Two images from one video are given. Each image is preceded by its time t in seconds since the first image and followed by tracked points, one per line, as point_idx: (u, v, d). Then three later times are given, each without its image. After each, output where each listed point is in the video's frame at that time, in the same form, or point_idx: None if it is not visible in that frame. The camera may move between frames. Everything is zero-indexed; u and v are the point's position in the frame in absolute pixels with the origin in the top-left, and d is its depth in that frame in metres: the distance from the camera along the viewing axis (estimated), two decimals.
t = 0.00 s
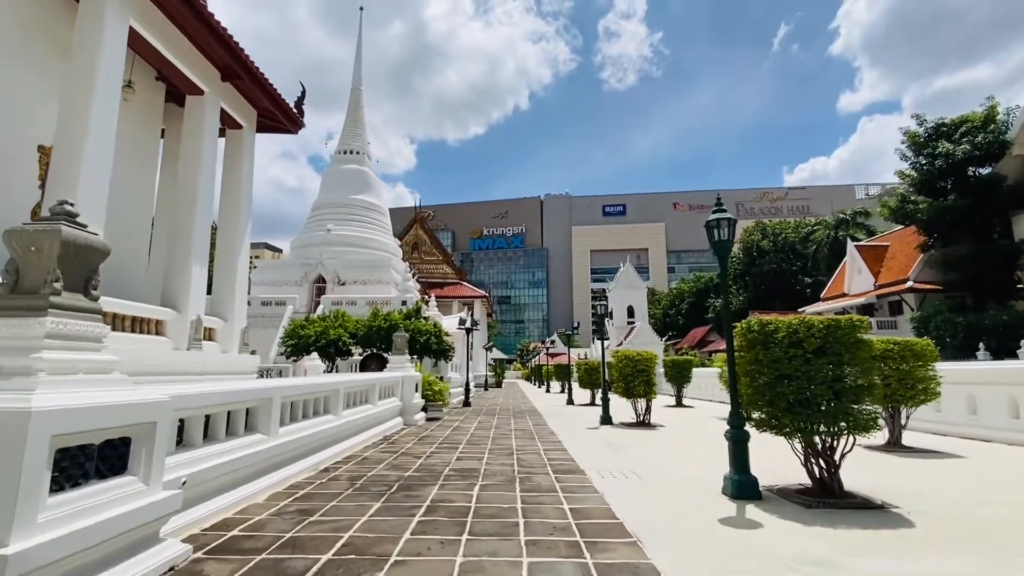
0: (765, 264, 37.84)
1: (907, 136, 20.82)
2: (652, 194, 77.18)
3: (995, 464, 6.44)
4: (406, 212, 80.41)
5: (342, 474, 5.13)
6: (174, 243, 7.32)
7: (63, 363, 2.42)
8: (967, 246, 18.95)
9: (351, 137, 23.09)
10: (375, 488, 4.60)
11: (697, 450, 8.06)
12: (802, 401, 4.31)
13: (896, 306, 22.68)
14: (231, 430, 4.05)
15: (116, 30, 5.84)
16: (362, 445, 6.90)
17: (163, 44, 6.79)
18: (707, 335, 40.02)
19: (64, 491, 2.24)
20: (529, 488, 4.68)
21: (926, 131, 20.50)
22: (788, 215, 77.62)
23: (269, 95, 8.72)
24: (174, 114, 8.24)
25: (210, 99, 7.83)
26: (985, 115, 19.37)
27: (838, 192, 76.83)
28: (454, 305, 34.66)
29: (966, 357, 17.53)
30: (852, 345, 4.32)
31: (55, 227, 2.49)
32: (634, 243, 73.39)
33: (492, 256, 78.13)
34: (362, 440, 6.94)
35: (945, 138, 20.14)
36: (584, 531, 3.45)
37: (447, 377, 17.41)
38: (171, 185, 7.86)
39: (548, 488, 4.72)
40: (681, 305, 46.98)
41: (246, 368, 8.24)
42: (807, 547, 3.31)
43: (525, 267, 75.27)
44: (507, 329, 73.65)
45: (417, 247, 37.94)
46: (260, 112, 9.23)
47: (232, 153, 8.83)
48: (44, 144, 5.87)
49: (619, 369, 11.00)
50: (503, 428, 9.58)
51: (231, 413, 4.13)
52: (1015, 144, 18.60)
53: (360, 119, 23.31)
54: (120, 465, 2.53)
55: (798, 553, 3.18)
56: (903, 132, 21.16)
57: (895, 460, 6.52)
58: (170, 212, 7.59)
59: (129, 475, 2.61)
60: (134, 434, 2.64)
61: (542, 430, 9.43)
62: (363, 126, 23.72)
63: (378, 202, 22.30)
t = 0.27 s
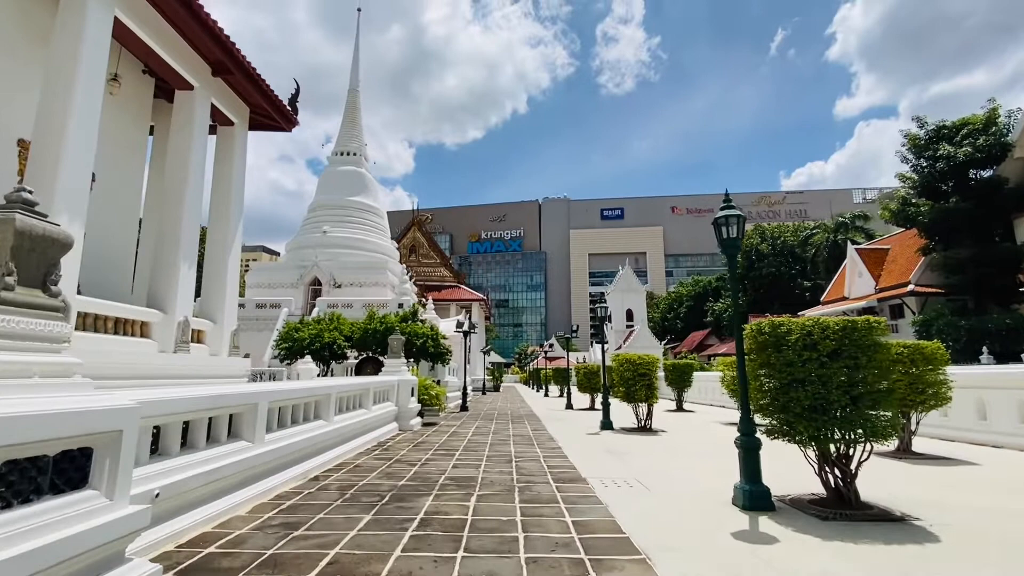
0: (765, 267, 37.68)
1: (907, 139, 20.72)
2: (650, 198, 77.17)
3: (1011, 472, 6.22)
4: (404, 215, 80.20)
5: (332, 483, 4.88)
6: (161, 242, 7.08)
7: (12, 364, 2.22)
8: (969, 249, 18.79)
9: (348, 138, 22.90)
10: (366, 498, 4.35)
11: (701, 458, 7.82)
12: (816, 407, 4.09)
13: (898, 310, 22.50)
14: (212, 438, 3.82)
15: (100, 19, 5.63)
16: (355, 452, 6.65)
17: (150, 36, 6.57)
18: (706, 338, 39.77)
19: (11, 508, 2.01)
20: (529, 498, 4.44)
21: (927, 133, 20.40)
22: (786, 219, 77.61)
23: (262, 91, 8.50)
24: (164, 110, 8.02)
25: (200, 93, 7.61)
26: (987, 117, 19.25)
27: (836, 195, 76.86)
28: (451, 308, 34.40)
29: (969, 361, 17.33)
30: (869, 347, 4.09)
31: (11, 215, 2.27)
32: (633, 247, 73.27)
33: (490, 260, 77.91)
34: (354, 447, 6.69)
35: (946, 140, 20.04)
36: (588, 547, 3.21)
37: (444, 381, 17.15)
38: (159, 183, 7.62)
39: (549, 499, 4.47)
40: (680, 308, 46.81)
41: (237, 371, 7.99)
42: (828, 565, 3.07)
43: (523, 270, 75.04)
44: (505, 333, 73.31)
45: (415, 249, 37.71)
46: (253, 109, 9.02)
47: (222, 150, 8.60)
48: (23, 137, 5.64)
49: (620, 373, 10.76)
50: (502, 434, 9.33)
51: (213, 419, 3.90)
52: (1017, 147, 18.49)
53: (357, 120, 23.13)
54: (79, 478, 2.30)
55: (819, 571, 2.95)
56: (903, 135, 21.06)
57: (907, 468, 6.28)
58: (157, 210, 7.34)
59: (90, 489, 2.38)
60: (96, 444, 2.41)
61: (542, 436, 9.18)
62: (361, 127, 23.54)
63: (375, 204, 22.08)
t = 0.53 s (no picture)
0: (764, 271, 37.51)
1: (908, 141, 20.59)
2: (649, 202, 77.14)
3: None
4: (402, 219, 79.99)
5: (321, 495, 4.62)
6: (147, 241, 6.82)
7: None
8: (971, 252, 18.63)
9: (345, 140, 22.71)
10: (357, 512, 4.09)
11: (706, 466, 7.60)
12: (835, 415, 3.85)
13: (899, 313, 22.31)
14: (193, 448, 3.57)
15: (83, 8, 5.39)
16: (348, 460, 6.39)
17: (136, 28, 6.34)
18: (706, 342, 39.53)
19: None
20: (530, 512, 4.19)
21: (928, 136, 20.28)
22: (784, 223, 77.63)
23: (255, 88, 8.28)
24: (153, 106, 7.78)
25: (190, 89, 7.37)
26: (989, 119, 19.09)
27: (833, 199, 76.89)
28: (449, 312, 34.14)
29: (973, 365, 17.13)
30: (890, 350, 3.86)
31: None
32: (631, 251, 73.15)
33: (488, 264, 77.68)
34: (348, 455, 6.42)
35: (947, 142, 19.92)
36: (596, 567, 2.96)
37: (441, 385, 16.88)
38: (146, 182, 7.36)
39: (552, 513, 4.21)
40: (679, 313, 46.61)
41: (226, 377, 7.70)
42: None
43: (521, 274, 74.82)
44: (502, 337, 72.95)
45: (412, 252, 37.47)
46: (245, 107, 8.79)
47: (213, 149, 8.36)
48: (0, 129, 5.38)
49: (621, 378, 10.52)
50: (500, 440, 9.07)
51: (194, 427, 3.65)
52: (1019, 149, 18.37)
53: (355, 122, 22.94)
54: (31, 497, 2.03)
55: None
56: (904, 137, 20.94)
57: (922, 475, 6.05)
58: (144, 210, 7.07)
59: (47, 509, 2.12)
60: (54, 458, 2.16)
61: (541, 443, 8.93)
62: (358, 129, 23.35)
63: (372, 206, 21.86)
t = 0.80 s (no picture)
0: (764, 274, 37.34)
1: (910, 142, 20.44)
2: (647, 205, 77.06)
3: None
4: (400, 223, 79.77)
5: (309, 506, 4.37)
6: (133, 241, 6.57)
7: None
8: (975, 254, 18.44)
9: (342, 142, 22.52)
10: (347, 525, 3.85)
11: (710, 473, 7.36)
12: (854, 421, 3.64)
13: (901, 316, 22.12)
14: (168, 457, 3.37)
15: None
16: (340, 468, 6.15)
17: (123, 20, 6.10)
18: (705, 345, 39.33)
19: None
20: (531, 524, 3.95)
21: (929, 137, 20.14)
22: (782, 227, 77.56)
23: (247, 84, 8.06)
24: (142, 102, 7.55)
25: (179, 84, 7.14)
26: (991, 121, 18.97)
27: (832, 203, 76.91)
28: (447, 315, 33.88)
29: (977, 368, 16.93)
30: (911, 352, 3.64)
31: None
32: (629, 254, 72.99)
33: (486, 267, 77.45)
34: (340, 462, 6.19)
35: (949, 144, 19.77)
36: None
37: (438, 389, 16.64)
38: (134, 180, 7.12)
39: (554, 525, 3.99)
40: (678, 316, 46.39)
41: (217, 381, 7.47)
42: None
43: (519, 277, 74.59)
44: (501, 340, 72.56)
45: (410, 255, 37.25)
46: (238, 104, 8.57)
47: (204, 148, 8.13)
48: None
49: (622, 381, 10.30)
50: (499, 446, 8.83)
51: (171, 436, 3.44)
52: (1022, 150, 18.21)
53: (352, 124, 22.76)
54: None
55: None
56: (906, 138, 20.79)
57: (936, 481, 5.84)
58: (131, 209, 6.83)
59: None
60: None
61: (541, 448, 8.69)
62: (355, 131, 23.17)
63: (369, 208, 21.65)
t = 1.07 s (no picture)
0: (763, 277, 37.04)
1: (911, 144, 20.29)
2: (646, 208, 77.00)
3: None
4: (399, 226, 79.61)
5: (294, 517, 4.13)
6: (116, 240, 6.32)
7: None
8: (978, 256, 18.25)
9: (340, 143, 22.34)
10: (333, 538, 3.60)
11: (715, 479, 7.12)
12: (874, 425, 3.41)
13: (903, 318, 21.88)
14: (136, 468, 3.15)
15: None
16: (332, 475, 5.91)
17: (106, 9, 5.87)
18: (705, 348, 39.09)
19: None
20: (530, 537, 3.70)
21: (931, 138, 19.99)
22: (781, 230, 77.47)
23: (238, 79, 7.84)
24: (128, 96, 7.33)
25: (166, 77, 6.90)
26: (993, 121, 18.79)
27: (831, 206, 76.85)
28: (446, 318, 33.65)
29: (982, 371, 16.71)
30: (933, 352, 3.41)
31: None
32: (629, 257, 72.83)
33: (485, 271, 77.26)
34: (331, 469, 5.94)
35: (951, 145, 19.63)
36: None
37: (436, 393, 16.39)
38: (119, 176, 6.89)
39: (555, 537, 3.73)
40: (677, 319, 46.26)
41: (205, 384, 7.22)
42: None
43: (518, 281, 74.40)
44: (500, 344, 72.26)
45: (409, 258, 37.03)
46: (228, 99, 8.34)
47: (194, 144, 7.90)
48: None
49: (624, 385, 10.07)
50: (497, 451, 8.59)
51: (143, 443, 3.24)
52: None
53: (349, 125, 22.60)
54: None
55: None
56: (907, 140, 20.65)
57: (951, 488, 5.60)
58: (115, 206, 6.60)
59: None
60: None
61: (540, 453, 8.46)
62: (353, 132, 22.99)
63: (367, 210, 21.43)
